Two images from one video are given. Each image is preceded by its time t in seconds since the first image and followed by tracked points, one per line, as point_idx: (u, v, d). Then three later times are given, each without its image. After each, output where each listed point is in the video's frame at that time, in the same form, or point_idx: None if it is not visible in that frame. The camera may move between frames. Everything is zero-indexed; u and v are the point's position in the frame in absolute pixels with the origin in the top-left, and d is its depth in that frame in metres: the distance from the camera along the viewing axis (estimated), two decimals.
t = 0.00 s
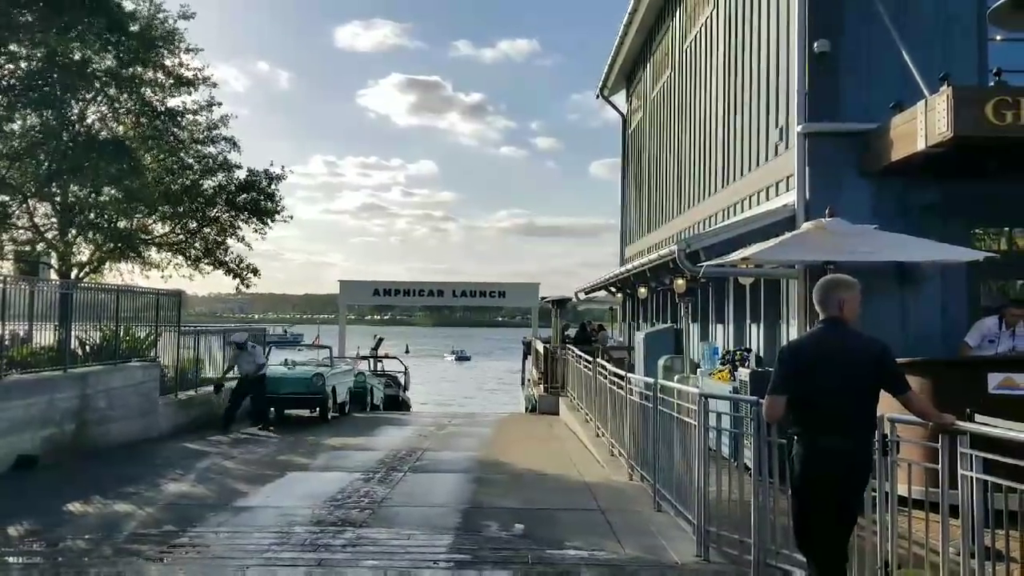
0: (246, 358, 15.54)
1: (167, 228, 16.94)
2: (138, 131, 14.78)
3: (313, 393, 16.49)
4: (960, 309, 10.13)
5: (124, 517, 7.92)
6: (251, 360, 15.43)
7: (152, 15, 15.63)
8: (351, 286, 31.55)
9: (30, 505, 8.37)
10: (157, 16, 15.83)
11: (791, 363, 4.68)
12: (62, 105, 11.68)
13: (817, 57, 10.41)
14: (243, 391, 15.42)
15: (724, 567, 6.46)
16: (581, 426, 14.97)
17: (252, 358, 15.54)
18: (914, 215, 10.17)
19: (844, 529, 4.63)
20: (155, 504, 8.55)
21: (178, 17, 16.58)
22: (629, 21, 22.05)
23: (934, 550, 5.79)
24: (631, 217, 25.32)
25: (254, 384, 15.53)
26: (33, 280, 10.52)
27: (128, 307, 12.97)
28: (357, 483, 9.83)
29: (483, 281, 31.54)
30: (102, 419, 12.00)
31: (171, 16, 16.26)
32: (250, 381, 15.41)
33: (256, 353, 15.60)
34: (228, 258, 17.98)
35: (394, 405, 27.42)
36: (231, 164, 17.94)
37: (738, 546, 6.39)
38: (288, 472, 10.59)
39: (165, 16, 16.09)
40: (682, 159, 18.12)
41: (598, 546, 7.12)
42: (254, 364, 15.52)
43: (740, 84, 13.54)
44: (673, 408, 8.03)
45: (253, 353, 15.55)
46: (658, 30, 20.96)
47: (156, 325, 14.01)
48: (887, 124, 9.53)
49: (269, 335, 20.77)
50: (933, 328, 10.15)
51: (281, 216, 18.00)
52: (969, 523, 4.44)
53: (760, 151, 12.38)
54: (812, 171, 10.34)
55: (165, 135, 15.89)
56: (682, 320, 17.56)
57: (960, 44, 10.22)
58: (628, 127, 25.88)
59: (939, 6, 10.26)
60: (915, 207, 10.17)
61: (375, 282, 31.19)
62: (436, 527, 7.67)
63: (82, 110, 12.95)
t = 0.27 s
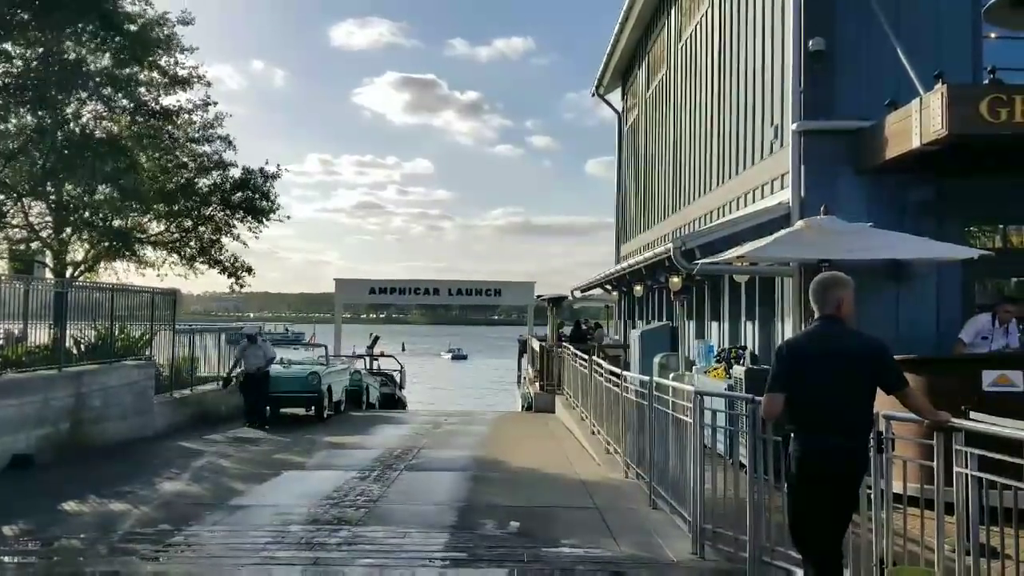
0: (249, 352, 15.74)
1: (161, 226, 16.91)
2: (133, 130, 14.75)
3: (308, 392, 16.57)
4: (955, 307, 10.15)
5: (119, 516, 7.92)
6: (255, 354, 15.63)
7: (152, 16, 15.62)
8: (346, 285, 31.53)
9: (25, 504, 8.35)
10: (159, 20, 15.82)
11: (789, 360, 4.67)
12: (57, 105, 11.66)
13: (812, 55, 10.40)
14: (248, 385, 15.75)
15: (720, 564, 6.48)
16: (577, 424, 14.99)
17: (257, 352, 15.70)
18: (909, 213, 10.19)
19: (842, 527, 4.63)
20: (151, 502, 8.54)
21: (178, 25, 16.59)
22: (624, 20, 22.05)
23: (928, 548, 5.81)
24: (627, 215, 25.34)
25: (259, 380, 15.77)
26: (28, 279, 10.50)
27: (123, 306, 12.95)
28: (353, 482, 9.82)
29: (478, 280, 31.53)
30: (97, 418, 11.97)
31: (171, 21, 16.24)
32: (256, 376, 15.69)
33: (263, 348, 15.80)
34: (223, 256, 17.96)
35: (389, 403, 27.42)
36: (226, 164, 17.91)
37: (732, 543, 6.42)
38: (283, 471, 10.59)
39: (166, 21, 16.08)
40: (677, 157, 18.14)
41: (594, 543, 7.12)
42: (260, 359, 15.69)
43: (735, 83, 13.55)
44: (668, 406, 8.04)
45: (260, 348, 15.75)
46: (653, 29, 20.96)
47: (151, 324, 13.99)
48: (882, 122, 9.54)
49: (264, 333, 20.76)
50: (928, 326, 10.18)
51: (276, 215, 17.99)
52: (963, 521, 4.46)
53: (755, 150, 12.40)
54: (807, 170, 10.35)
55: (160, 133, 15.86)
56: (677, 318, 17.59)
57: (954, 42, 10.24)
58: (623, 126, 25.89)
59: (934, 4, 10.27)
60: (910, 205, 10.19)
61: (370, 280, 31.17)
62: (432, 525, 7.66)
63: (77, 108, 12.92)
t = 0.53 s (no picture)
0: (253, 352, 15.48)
1: (158, 226, 16.88)
2: (130, 129, 14.71)
3: (306, 392, 16.64)
4: (951, 306, 10.18)
5: (116, 516, 7.90)
6: (261, 354, 15.39)
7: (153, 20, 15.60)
8: (344, 285, 31.51)
9: (21, 504, 8.33)
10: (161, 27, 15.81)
11: (789, 360, 4.65)
12: (55, 105, 11.65)
13: (809, 55, 10.40)
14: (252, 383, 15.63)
15: (717, 564, 6.47)
16: (574, 423, 14.98)
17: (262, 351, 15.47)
18: (906, 212, 10.19)
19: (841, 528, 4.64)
20: (148, 502, 8.53)
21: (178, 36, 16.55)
22: (621, 19, 22.06)
23: (926, 547, 5.81)
24: (624, 215, 25.36)
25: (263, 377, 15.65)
26: (24, 279, 10.48)
27: (119, 306, 12.94)
28: (351, 481, 9.81)
29: (476, 279, 31.54)
30: (94, 418, 11.95)
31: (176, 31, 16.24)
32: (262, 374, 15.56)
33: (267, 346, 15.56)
34: (220, 256, 17.93)
35: (387, 403, 27.41)
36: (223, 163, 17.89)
37: (730, 543, 6.44)
38: (280, 471, 10.58)
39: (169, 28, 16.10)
40: (674, 157, 18.13)
41: (591, 543, 7.12)
42: (267, 359, 15.48)
43: (732, 82, 13.55)
44: (665, 405, 8.04)
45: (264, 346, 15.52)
46: (650, 28, 20.96)
47: (148, 324, 13.97)
48: (879, 121, 9.54)
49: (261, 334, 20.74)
50: (925, 325, 10.19)
51: (273, 215, 17.97)
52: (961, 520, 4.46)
53: (752, 149, 12.40)
54: (804, 169, 10.34)
55: (157, 133, 15.83)
56: (675, 317, 17.59)
57: (952, 41, 10.25)
58: (621, 125, 25.89)
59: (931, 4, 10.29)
60: (907, 204, 10.19)
61: (367, 280, 31.16)
62: (429, 525, 7.66)
63: (74, 109, 12.90)
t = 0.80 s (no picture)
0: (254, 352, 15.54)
1: (148, 224, 16.83)
2: (120, 127, 14.64)
3: (297, 389, 16.66)
4: (941, 305, 10.21)
5: (106, 515, 7.86)
6: (264, 354, 15.49)
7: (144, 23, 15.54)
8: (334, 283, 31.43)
9: (9, 504, 8.27)
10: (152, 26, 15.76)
11: (778, 359, 4.65)
12: (43, 102, 11.59)
13: (800, 54, 10.43)
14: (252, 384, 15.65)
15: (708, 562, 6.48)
16: (565, 422, 14.98)
17: (264, 352, 15.56)
18: (896, 211, 10.21)
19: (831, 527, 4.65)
20: (138, 502, 8.49)
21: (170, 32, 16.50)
22: (613, 17, 22.06)
23: (916, 545, 5.82)
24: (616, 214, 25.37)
25: (264, 378, 15.70)
26: (13, 277, 10.43)
27: (110, 304, 12.88)
28: (342, 480, 9.79)
29: (467, 278, 31.52)
30: (84, 416, 11.90)
31: (167, 28, 16.19)
32: (263, 375, 15.62)
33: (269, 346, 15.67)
34: (210, 254, 17.86)
35: (378, 401, 27.36)
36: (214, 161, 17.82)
37: (721, 541, 6.44)
38: (271, 470, 10.54)
39: (160, 25, 16.04)
40: (666, 156, 18.13)
41: (583, 541, 7.12)
42: (269, 359, 15.58)
43: (724, 81, 13.56)
44: (656, 404, 8.04)
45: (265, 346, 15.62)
46: (642, 27, 20.97)
47: (138, 323, 13.91)
48: (869, 120, 9.56)
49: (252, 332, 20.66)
50: (915, 323, 10.21)
51: (264, 213, 17.91)
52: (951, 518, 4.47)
53: (743, 148, 12.41)
54: (795, 168, 10.36)
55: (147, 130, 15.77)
56: (666, 316, 17.60)
57: (941, 41, 10.27)
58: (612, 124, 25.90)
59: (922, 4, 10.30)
60: (898, 203, 10.21)
61: (358, 279, 31.10)
62: (420, 524, 7.64)
63: (63, 106, 12.83)
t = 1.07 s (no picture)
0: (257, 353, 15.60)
1: (142, 223, 16.71)
2: (113, 125, 14.60)
3: (292, 389, 16.63)
4: (935, 304, 10.23)
5: (99, 515, 7.85)
6: (269, 353, 15.57)
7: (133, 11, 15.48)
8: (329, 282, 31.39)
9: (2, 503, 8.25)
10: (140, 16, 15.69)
11: (770, 359, 4.65)
12: (35, 100, 11.55)
13: (794, 53, 10.45)
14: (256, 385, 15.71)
15: (702, 561, 6.49)
16: (560, 421, 14.99)
17: (267, 351, 15.64)
18: (891, 211, 10.23)
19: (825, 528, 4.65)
20: (131, 501, 8.48)
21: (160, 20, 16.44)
22: (607, 17, 22.09)
23: (909, 543, 5.84)
24: (610, 213, 25.39)
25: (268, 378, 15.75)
26: (6, 276, 10.41)
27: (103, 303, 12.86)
28: (336, 480, 9.78)
29: (462, 277, 31.50)
30: (77, 416, 11.87)
31: (156, 19, 16.12)
32: (267, 375, 15.68)
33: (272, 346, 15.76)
34: (204, 254, 17.83)
35: (373, 401, 27.34)
36: (207, 160, 17.79)
37: (715, 540, 6.45)
38: (265, 469, 10.53)
39: (149, 17, 15.96)
40: (660, 155, 18.14)
41: (577, 541, 7.11)
42: (273, 358, 15.67)
43: (718, 80, 13.59)
44: (651, 403, 8.04)
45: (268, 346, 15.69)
46: (636, 26, 20.99)
47: (132, 322, 13.88)
48: (863, 119, 9.58)
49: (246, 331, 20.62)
50: (909, 323, 10.23)
51: (258, 211, 17.89)
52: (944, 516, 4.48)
53: (738, 147, 12.43)
54: (789, 167, 10.37)
55: (140, 129, 15.72)
56: (660, 315, 17.63)
57: (934, 41, 10.30)
58: (607, 123, 25.92)
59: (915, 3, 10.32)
60: (891, 202, 10.23)
61: (353, 278, 31.07)
62: (414, 523, 7.64)
63: (56, 104, 12.79)
